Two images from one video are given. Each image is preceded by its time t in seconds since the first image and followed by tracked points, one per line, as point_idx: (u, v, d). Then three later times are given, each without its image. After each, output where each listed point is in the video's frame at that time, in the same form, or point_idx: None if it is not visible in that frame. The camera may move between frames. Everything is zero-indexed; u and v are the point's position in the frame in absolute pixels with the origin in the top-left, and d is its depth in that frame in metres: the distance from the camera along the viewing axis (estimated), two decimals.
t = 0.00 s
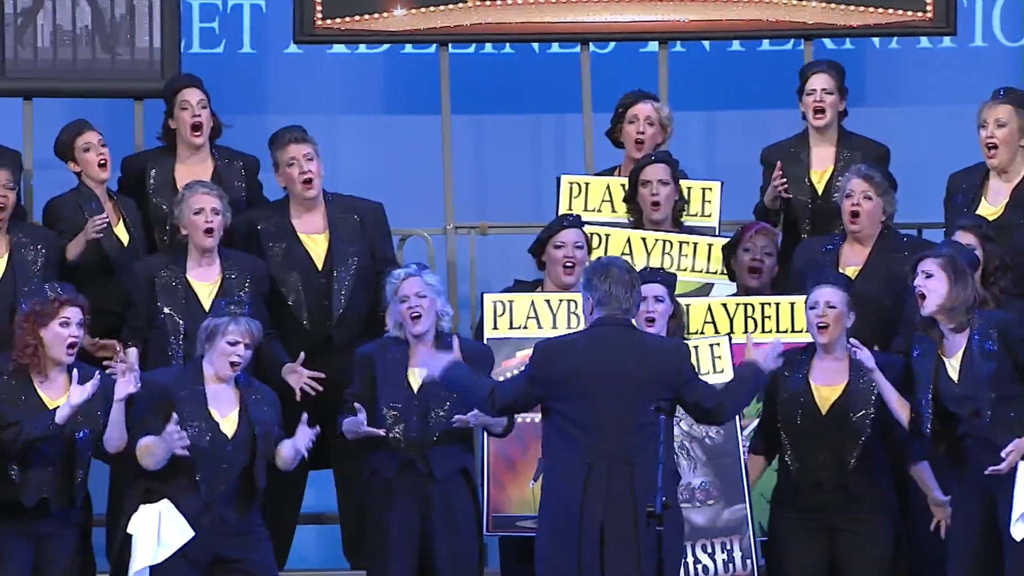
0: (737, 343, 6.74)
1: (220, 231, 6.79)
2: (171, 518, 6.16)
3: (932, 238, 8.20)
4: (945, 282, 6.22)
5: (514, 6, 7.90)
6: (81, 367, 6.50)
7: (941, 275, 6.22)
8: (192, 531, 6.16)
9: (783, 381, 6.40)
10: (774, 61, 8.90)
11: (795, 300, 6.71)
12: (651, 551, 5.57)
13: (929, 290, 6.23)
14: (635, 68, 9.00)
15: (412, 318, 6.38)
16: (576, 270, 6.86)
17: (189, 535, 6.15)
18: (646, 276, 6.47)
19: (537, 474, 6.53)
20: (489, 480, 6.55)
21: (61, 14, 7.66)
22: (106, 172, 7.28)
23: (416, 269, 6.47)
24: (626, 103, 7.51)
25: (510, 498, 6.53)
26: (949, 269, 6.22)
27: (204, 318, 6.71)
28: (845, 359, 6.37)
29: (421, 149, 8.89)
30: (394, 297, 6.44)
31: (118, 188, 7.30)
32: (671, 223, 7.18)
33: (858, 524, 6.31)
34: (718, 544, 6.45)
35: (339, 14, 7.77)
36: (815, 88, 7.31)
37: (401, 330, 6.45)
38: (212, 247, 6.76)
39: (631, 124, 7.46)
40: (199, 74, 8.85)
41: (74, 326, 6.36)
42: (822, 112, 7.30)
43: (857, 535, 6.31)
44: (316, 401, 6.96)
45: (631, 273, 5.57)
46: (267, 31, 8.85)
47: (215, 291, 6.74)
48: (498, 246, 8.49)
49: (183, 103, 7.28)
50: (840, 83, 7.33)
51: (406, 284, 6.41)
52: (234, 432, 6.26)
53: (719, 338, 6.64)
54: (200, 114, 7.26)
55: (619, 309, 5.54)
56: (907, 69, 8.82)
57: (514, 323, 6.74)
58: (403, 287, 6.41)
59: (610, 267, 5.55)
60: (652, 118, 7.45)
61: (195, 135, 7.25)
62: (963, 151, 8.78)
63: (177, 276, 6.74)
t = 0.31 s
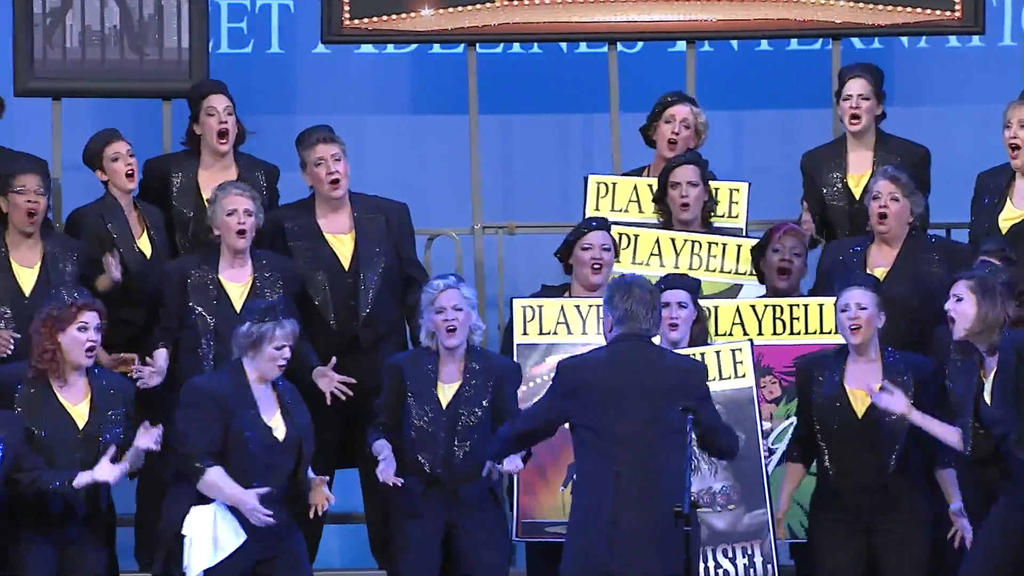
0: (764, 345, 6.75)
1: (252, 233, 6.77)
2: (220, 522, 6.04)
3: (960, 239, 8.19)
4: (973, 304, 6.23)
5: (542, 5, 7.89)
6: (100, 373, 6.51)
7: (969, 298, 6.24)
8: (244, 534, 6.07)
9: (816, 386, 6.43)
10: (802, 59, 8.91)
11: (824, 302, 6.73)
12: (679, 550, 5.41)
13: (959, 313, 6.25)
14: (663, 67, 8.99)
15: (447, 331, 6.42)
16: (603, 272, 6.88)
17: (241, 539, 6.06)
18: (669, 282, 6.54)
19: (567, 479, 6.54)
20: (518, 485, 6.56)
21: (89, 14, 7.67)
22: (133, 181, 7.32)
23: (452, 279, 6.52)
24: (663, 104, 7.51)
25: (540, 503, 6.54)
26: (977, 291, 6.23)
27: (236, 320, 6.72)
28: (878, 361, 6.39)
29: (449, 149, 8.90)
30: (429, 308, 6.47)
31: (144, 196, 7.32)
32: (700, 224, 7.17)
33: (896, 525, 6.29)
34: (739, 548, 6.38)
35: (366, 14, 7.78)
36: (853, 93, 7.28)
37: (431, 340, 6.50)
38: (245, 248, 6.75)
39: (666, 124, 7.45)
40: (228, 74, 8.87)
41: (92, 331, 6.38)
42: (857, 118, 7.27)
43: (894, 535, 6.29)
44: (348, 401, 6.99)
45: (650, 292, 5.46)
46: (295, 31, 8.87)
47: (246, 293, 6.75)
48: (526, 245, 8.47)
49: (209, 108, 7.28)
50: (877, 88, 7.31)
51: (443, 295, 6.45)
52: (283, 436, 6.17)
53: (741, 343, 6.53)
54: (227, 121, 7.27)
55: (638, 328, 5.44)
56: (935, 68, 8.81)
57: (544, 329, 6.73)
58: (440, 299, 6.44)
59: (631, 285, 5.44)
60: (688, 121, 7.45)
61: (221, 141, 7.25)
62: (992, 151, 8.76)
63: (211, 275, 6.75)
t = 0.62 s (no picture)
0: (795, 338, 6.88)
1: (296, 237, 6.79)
2: (273, 512, 6.20)
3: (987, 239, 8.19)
4: None
5: (570, 5, 7.88)
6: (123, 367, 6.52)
7: None
8: (297, 521, 6.22)
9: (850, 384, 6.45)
10: (829, 58, 8.88)
11: (854, 297, 6.84)
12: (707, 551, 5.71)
13: None
14: (690, 67, 8.97)
15: (477, 318, 6.40)
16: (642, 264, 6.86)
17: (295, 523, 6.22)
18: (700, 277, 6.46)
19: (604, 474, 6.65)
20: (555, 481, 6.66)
21: (117, 14, 7.68)
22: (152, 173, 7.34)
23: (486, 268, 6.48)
24: (686, 109, 7.49)
25: (576, 496, 6.64)
26: None
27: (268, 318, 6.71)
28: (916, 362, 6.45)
29: (478, 149, 8.90)
30: (457, 294, 6.43)
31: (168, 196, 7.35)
32: (731, 220, 7.16)
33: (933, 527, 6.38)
34: (762, 534, 6.68)
35: (394, 14, 7.78)
36: (874, 91, 7.31)
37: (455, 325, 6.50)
38: (289, 254, 6.78)
39: (691, 126, 7.43)
40: (258, 74, 8.87)
41: (97, 321, 6.42)
42: (880, 113, 7.30)
43: (931, 537, 6.38)
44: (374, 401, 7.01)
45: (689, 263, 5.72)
46: (323, 32, 8.88)
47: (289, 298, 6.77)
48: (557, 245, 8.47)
49: (242, 113, 7.27)
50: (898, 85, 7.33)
51: (474, 284, 6.42)
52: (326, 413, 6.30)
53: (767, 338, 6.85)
54: (259, 126, 7.27)
55: (682, 305, 5.68)
56: (963, 67, 8.80)
57: (580, 321, 6.78)
58: (471, 287, 6.41)
59: (672, 261, 5.68)
60: (713, 122, 7.43)
61: (253, 147, 7.26)
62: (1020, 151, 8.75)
63: (255, 282, 6.77)
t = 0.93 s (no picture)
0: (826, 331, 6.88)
1: (330, 243, 6.75)
2: (287, 514, 6.08)
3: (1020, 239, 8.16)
4: None
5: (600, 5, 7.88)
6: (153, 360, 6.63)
7: None
8: (306, 526, 6.06)
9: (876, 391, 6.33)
10: (858, 58, 8.85)
11: (887, 285, 6.82)
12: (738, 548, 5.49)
13: None
14: (721, 67, 8.97)
15: (491, 335, 6.36)
16: (671, 273, 6.90)
17: (305, 529, 6.05)
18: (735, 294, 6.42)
19: (622, 480, 6.65)
20: (573, 488, 6.69)
21: (148, 14, 7.68)
22: (171, 169, 7.28)
23: (495, 285, 6.45)
24: (702, 112, 7.47)
25: (592, 502, 6.66)
26: None
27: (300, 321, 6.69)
28: (940, 364, 6.36)
29: (509, 148, 8.90)
30: (469, 312, 6.41)
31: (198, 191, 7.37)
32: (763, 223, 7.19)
33: (948, 530, 6.30)
34: (796, 552, 6.58)
35: (424, 14, 7.80)
36: (894, 96, 7.37)
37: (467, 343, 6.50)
38: (324, 262, 6.74)
39: (710, 133, 7.43)
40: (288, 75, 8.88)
41: (120, 328, 6.50)
42: (902, 120, 7.37)
43: (944, 540, 6.30)
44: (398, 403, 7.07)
45: (723, 289, 5.55)
46: (353, 31, 8.90)
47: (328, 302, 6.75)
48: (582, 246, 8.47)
49: (276, 100, 7.34)
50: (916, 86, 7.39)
51: (485, 301, 6.39)
52: (332, 419, 6.12)
53: (799, 350, 6.74)
54: (291, 113, 7.31)
55: (713, 333, 5.53)
56: (995, 66, 8.78)
57: (604, 329, 6.80)
58: (482, 304, 6.38)
59: (704, 290, 5.53)
60: (731, 122, 7.42)
61: (285, 133, 7.33)
62: None
63: (292, 287, 6.73)
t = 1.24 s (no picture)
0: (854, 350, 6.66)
1: (344, 240, 6.69)
2: (290, 510, 6.08)
3: None
4: None
5: (626, 5, 7.88)
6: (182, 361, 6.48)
7: None
8: (308, 522, 6.07)
9: (897, 391, 6.33)
10: (886, 57, 8.85)
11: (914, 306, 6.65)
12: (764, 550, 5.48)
13: None
14: (749, 66, 8.98)
15: (527, 339, 6.26)
16: (670, 257, 6.86)
17: (307, 528, 6.07)
18: (768, 276, 6.24)
19: (626, 469, 6.60)
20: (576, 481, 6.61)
21: (175, 14, 7.71)
22: (206, 174, 7.21)
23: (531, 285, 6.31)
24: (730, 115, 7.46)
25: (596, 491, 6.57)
26: None
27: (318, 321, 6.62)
28: (962, 368, 6.30)
29: (536, 148, 8.92)
30: (504, 314, 6.29)
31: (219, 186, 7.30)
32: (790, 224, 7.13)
33: (968, 530, 6.31)
34: (836, 553, 6.34)
35: (451, 14, 7.80)
36: (932, 83, 7.26)
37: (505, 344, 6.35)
38: (337, 259, 6.66)
39: (739, 141, 7.43)
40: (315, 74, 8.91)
41: (155, 329, 6.35)
42: (940, 106, 7.25)
43: (965, 538, 6.30)
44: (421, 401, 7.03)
45: (749, 266, 5.47)
46: (381, 31, 8.93)
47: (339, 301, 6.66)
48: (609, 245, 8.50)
49: (297, 102, 7.25)
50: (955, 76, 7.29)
51: (520, 303, 6.26)
52: (337, 418, 6.04)
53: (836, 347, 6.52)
54: (313, 114, 7.24)
55: (735, 307, 5.45)
56: None
57: (615, 318, 6.74)
58: (517, 307, 6.26)
59: (728, 264, 5.44)
60: (757, 130, 7.43)
61: (306, 136, 7.25)
62: None
63: (302, 282, 6.66)
